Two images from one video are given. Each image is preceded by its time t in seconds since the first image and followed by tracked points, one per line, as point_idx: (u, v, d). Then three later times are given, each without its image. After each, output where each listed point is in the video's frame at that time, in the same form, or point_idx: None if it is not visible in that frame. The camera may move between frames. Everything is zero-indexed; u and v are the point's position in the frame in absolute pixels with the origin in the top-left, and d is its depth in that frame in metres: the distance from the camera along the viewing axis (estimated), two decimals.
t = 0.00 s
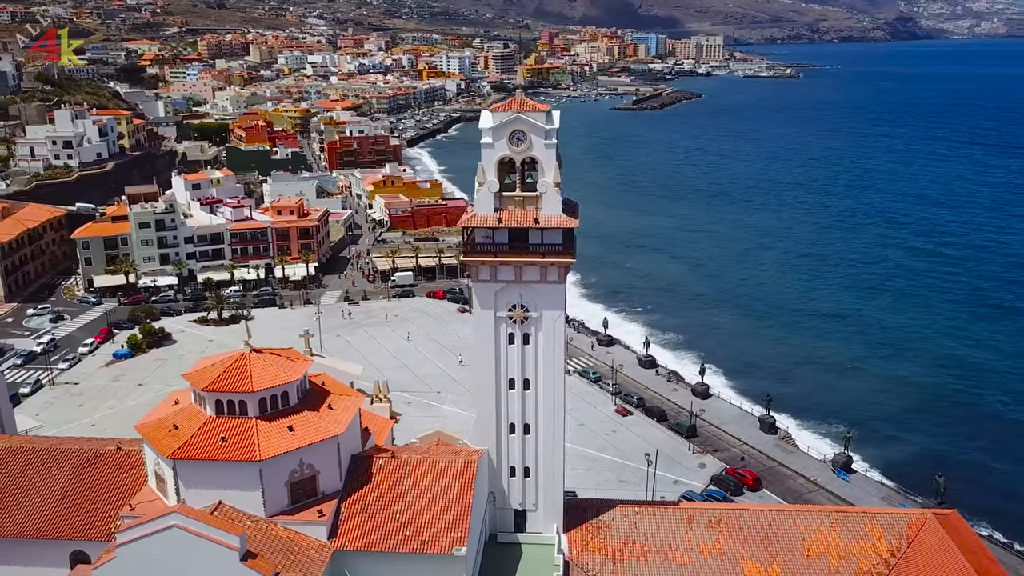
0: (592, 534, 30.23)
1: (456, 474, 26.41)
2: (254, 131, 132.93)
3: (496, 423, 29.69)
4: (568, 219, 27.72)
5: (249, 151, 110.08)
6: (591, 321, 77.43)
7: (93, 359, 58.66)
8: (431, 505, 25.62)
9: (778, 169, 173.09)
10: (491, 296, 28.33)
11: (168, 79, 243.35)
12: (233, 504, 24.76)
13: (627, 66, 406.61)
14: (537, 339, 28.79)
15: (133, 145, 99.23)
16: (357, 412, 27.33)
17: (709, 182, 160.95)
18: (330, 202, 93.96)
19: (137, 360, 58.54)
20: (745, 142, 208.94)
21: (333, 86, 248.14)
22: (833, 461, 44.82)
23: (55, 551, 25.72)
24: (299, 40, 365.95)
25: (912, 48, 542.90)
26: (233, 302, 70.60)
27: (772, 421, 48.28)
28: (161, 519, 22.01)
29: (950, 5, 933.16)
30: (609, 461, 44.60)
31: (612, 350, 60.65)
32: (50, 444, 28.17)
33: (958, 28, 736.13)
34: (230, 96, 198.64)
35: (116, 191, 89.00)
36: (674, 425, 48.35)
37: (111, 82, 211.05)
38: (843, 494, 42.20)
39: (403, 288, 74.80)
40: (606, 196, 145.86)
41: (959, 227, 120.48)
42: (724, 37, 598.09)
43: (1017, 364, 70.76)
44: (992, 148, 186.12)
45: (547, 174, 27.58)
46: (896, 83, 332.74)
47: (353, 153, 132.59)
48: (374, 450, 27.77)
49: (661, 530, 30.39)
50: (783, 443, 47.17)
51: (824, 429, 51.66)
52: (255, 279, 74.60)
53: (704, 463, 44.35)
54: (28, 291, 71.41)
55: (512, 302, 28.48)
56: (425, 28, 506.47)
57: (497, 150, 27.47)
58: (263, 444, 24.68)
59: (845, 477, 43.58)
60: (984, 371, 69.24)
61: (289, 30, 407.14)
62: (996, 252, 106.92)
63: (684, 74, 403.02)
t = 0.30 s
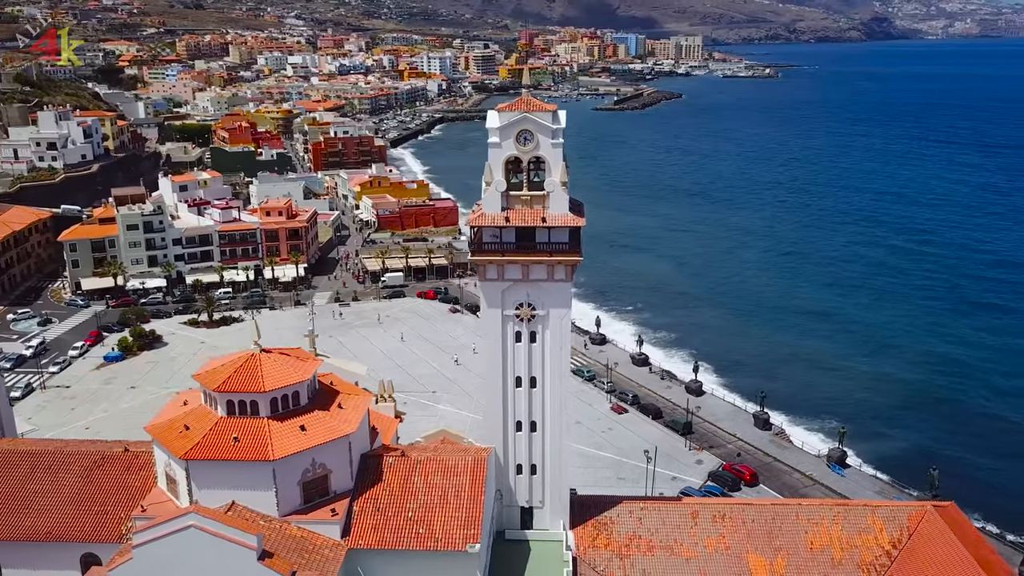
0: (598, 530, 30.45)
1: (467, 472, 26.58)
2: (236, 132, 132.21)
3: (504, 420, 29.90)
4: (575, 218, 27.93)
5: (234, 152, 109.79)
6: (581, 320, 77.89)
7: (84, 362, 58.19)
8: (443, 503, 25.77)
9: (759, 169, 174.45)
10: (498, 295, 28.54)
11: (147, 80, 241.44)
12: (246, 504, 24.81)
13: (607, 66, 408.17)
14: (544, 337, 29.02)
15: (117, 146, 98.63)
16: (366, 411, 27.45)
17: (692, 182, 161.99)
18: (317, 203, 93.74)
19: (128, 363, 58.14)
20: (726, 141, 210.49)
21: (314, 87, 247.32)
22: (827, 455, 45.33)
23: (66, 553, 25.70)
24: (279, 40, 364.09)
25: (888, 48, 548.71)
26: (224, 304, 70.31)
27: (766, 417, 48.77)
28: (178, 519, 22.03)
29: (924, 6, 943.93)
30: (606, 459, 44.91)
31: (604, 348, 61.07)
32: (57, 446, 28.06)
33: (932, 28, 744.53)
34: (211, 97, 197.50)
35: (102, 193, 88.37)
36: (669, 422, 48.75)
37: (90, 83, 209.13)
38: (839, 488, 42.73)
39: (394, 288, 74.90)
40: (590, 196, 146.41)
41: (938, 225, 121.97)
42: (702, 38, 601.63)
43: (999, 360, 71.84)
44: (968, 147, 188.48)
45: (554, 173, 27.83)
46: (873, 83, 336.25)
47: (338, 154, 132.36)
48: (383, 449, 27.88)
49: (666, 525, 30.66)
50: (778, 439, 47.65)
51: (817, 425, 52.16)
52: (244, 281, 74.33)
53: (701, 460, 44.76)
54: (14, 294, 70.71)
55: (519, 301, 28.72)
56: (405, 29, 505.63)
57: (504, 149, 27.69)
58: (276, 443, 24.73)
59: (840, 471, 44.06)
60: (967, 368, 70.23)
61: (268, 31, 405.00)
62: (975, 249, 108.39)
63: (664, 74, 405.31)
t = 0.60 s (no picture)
0: (603, 527, 30.72)
1: (477, 469, 26.76)
2: (220, 133, 131.57)
3: (510, 418, 30.15)
4: (581, 216, 28.18)
5: (219, 153, 109.40)
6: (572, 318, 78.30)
7: (75, 365, 57.73)
8: (454, 500, 25.94)
9: (742, 167, 175.86)
10: (505, 293, 28.73)
11: (125, 80, 239.19)
12: (259, 503, 24.85)
13: (587, 66, 409.47)
14: (550, 334, 29.27)
15: (100, 148, 97.84)
16: (376, 409, 27.57)
17: (675, 181, 163.00)
18: (303, 204, 93.53)
19: (119, 366, 57.75)
20: (707, 140, 212.09)
21: (295, 87, 246.28)
22: (822, 450, 45.95)
23: (76, 555, 25.58)
24: (257, 41, 362.04)
25: (863, 48, 554.63)
26: (214, 305, 69.99)
27: (759, 413, 49.37)
28: (195, 519, 22.06)
29: (899, 5, 953.97)
30: (603, 456, 45.16)
31: (597, 347, 61.42)
32: (63, 448, 27.92)
33: (907, 28, 752.90)
34: (191, 97, 196.19)
35: (88, 195, 87.69)
36: (664, 419, 49.14)
37: (68, 84, 207.03)
38: (833, 482, 43.35)
39: (384, 288, 75.08)
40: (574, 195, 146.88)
41: (917, 223, 123.50)
42: (680, 37, 604.97)
43: (982, 355, 72.90)
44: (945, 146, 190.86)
45: (559, 172, 28.12)
46: (850, 82, 339.74)
47: (323, 154, 132.08)
48: (391, 448, 27.99)
49: (671, 520, 30.96)
50: (772, 435, 48.21)
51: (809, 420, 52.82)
52: (234, 282, 74.04)
53: (697, 456, 45.16)
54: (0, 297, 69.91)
55: (526, 299, 28.95)
56: (385, 29, 504.17)
57: (511, 148, 27.90)
58: (289, 443, 24.80)
59: (834, 465, 44.71)
60: (951, 363, 71.22)
61: (247, 31, 402.56)
62: (954, 246, 109.88)
63: (644, 74, 407.27)
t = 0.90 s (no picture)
0: (609, 523, 30.95)
1: (486, 466, 26.96)
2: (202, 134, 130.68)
3: (517, 415, 30.32)
4: (588, 214, 28.38)
5: (204, 154, 108.70)
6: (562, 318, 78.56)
7: (65, 367, 57.30)
8: (465, 497, 26.10)
9: (724, 166, 177.09)
10: (511, 292, 28.88)
11: (103, 81, 236.73)
12: (271, 502, 24.88)
13: (567, 66, 410.38)
14: (556, 332, 29.48)
15: (83, 149, 96.97)
16: (385, 408, 27.70)
17: (658, 180, 163.75)
18: (290, 205, 93.14)
19: (110, 368, 57.40)
20: (689, 140, 213.26)
21: (275, 87, 244.99)
22: (816, 445, 46.46)
23: (86, 558, 25.50)
24: (235, 41, 359.51)
25: (839, 48, 560.07)
26: (204, 307, 69.62)
27: (753, 409, 49.85)
28: (212, 519, 22.12)
29: (873, 6, 963.62)
30: (601, 453, 45.37)
31: (590, 346, 61.73)
32: (69, 450, 27.80)
33: (881, 28, 760.47)
34: (170, 98, 194.69)
35: (73, 197, 87.12)
36: (660, 416, 49.47)
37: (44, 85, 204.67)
38: (828, 476, 43.85)
39: (374, 289, 74.98)
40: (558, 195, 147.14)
41: (898, 221, 124.90)
42: (659, 37, 607.81)
43: (964, 352, 73.79)
44: (923, 144, 192.99)
45: (566, 171, 28.39)
46: (827, 82, 342.71)
47: (307, 155, 131.67)
48: (400, 446, 28.10)
49: (676, 515, 31.30)
50: (766, 430, 48.75)
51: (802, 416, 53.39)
52: (223, 284, 73.61)
53: (694, 452, 45.51)
54: None
55: (532, 298, 29.12)
56: (364, 29, 502.50)
57: (517, 147, 28.15)
58: (301, 442, 24.86)
59: (829, 460, 45.22)
60: (934, 360, 72.13)
61: (225, 31, 399.68)
62: (934, 244, 111.20)
63: (624, 74, 408.73)
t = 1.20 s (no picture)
0: (613, 519, 31.23)
1: (496, 463, 27.15)
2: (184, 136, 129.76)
3: (523, 412, 30.55)
4: (592, 213, 28.66)
5: (187, 155, 108.01)
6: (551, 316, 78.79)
7: (54, 370, 56.77)
8: (475, 494, 26.31)
9: (705, 165, 178.11)
10: (517, 290, 29.10)
11: (79, 82, 234.06)
12: (283, 502, 24.93)
13: (547, 66, 411.15)
14: (562, 329, 29.70)
15: (66, 150, 96.22)
16: (393, 406, 27.84)
17: (640, 180, 164.69)
18: (276, 206, 92.77)
19: (100, 371, 56.97)
20: (670, 140, 214.51)
21: (255, 88, 243.62)
22: (810, 440, 47.01)
23: (97, 559, 25.49)
24: (213, 41, 356.57)
25: (814, 48, 565.25)
26: (194, 309, 69.28)
27: (747, 406, 50.36)
28: (230, 518, 22.17)
29: (848, 6, 972.97)
30: (598, 450, 45.68)
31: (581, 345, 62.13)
32: (75, 453, 27.66)
33: (856, 28, 768.45)
34: (149, 100, 193.14)
35: (59, 199, 86.53)
36: (655, 413, 49.83)
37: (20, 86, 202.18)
38: (823, 471, 44.43)
39: (363, 289, 74.91)
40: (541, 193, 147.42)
41: (878, 219, 126.27)
42: (637, 38, 610.36)
43: (947, 348, 74.73)
44: (899, 144, 195.27)
45: (571, 170, 28.57)
46: (804, 81, 345.56)
47: (291, 156, 131.28)
48: (407, 445, 28.20)
49: (679, 510, 31.65)
50: (760, 426, 49.27)
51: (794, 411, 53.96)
52: (211, 285, 73.24)
53: (689, 449, 45.92)
54: None
55: (538, 295, 29.30)
56: (343, 30, 500.70)
57: (523, 146, 28.30)
58: (313, 441, 24.90)
59: (822, 455, 45.82)
60: (918, 357, 73.04)
61: (203, 31, 396.71)
62: (915, 242, 112.54)
63: (604, 74, 410.33)
